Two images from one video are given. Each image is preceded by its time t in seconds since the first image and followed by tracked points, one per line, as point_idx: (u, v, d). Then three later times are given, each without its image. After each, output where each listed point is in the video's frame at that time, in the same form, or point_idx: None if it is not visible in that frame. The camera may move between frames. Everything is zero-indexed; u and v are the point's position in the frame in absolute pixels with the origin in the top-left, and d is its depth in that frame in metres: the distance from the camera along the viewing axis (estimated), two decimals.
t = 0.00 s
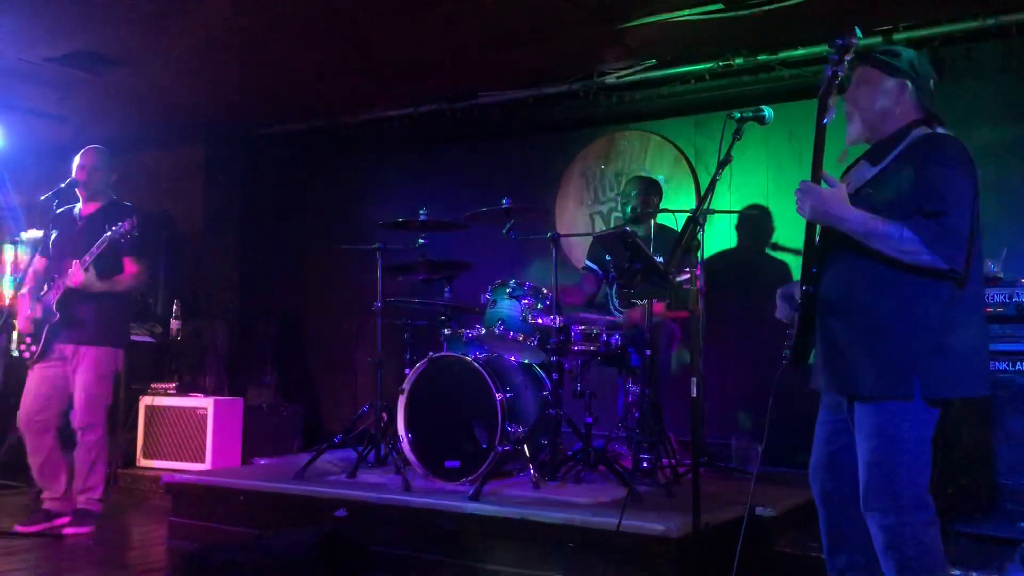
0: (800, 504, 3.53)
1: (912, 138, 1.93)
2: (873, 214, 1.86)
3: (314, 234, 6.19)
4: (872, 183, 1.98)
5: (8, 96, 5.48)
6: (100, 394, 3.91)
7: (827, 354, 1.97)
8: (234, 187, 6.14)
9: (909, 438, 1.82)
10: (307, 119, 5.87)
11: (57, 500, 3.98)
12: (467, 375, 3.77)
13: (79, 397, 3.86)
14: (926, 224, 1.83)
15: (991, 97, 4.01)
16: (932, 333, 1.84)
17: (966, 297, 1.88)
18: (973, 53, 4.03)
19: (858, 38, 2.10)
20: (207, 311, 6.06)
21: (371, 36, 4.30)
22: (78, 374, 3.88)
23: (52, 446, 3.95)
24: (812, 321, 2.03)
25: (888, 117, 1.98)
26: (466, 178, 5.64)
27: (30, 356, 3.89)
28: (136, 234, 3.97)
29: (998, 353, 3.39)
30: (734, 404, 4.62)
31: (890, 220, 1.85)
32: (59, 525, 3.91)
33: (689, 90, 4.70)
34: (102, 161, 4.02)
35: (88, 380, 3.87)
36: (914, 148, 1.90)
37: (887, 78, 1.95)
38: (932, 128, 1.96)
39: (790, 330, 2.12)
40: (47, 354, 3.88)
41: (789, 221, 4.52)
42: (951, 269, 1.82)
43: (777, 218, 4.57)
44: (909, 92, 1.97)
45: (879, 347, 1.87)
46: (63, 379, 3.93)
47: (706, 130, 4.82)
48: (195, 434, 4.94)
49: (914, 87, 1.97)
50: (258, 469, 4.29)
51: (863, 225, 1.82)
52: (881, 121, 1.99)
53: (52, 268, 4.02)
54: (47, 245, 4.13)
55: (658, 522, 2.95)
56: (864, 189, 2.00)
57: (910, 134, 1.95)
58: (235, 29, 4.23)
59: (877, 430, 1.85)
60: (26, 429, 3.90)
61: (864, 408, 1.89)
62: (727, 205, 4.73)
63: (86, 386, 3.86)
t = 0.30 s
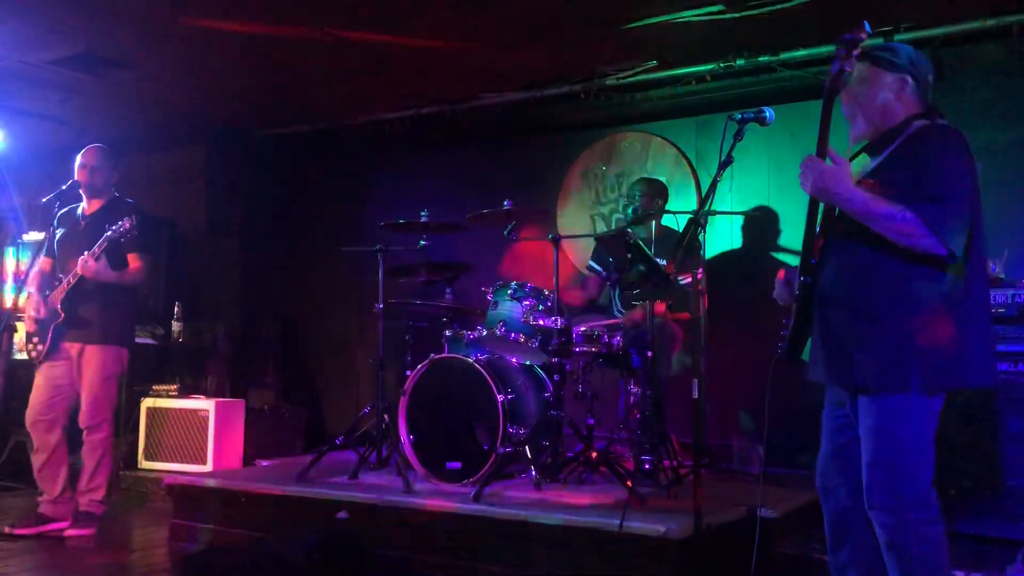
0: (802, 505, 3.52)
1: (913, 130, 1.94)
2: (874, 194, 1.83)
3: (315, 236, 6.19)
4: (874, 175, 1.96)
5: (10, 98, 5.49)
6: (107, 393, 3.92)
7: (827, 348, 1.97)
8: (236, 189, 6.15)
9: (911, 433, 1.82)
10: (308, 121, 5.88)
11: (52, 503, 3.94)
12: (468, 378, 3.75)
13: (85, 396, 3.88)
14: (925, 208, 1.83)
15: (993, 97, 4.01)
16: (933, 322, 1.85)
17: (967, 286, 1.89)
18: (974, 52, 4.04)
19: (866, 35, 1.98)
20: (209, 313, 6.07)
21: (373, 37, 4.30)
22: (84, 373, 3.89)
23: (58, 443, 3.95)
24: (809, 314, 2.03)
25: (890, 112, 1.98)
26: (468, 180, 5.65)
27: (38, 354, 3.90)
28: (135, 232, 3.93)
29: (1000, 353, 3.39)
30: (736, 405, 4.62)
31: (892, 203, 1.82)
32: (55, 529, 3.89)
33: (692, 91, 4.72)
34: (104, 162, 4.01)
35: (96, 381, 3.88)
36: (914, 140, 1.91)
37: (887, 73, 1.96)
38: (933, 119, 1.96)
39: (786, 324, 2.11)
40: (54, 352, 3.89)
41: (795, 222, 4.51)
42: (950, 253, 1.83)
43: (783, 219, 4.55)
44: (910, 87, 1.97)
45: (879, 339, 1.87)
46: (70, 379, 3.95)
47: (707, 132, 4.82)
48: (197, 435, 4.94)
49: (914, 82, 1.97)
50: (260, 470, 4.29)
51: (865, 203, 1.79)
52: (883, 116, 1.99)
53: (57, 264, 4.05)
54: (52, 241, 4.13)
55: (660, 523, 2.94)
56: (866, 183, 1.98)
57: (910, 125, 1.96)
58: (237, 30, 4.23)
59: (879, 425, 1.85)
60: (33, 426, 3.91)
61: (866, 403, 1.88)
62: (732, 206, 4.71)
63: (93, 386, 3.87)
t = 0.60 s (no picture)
0: (804, 506, 3.52)
1: (918, 136, 1.93)
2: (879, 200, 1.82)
3: (317, 237, 6.20)
4: (877, 181, 1.95)
5: (12, 100, 5.50)
6: (105, 396, 3.91)
7: (832, 353, 1.98)
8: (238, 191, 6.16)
9: (914, 437, 1.82)
10: (310, 123, 5.88)
11: (55, 505, 3.95)
12: (468, 381, 3.75)
13: (84, 398, 3.87)
14: (926, 217, 1.85)
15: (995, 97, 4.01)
16: (937, 327, 1.84)
17: (971, 295, 1.88)
18: (976, 53, 4.04)
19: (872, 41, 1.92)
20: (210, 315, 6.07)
21: (374, 39, 4.31)
22: (85, 376, 3.89)
23: (57, 446, 3.95)
24: (815, 319, 2.05)
25: (893, 117, 1.98)
26: (469, 181, 5.65)
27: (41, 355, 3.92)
28: (140, 238, 3.93)
29: (1002, 354, 3.39)
30: (738, 406, 4.61)
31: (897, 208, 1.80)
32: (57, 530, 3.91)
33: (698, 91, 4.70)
34: (106, 163, 4.02)
35: (96, 384, 3.88)
36: (918, 146, 1.90)
37: (890, 77, 1.96)
38: (936, 125, 1.97)
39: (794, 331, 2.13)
40: (56, 354, 3.91)
41: (796, 223, 4.51)
42: (952, 262, 1.83)
43: (784, 220, 4.55)
44: (912, 91, 1.98)
45: (883, 344, 1.87)
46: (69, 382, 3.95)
47: (709, 133, 4.81)
48: (198, 437, 4.95)
49: (916, 87, 1.98)
50: (263, 472, 4.30)
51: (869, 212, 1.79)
52: (886, 121, 1.99)
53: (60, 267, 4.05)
54: (55, 243, 4.13)
55: (661, 525, 2.93)
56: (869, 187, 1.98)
57: (916, 131, 1.95)
58: (237, 32, 4.24)
59: (883, 429, 1.85)
60: (33, 428, 3.91)
61: (869, 407, 1.88)
62: (732, 208, 4.72)
63: (92, 388, 3.87)
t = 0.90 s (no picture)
0: (807, 508, 3.52)
1: (920, 135, 1.93)
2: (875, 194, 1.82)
3: (318, 238, 6.20)
4: (880, 179, 1.95)
5: (14, 102, 5.51)
6: (102, 403, 3.89)
7: (832, 354, 1.99)
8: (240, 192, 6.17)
9: (915, 437, 1.82)
10: (310, 124, 5.88)
11: (57, 508, 3.96)
12: (468, 383, 3.75)
13: (81, 405, 3.87)
14: (925, 209, 1.82)
15: (997, 98, 4.00)
16: (934, 326, 1.84)
17: (966, 291, 1.88)
18: (977, 53, 4.04)
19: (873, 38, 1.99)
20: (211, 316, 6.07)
21: (376, 40, 4.31)
22: (81, 382, 3.88)
23: (52, 451, 3.95)
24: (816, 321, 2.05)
25: (896, 116, 1.98)
26: (471, 183, 5.65)
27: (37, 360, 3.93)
28: (145, 248, 3.93)
29: (1004, 355, 3.39)
30: (740, 408, 4.61)
31: (894, 204, 1.79)
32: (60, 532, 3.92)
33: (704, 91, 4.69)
34: (110, 166, 4.02)
35: (93, 390, 3.87)
36: (918, 145, 1.91)
37: (894, 76, 1.96)
38: (938, 124, 1.96)
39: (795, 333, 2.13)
40: (52, 359, 3.92)
41: (797, 224, 4.51)
42: (943, 255, 1.81)
43: (785, 220, 4.55)
44: (916, 91, 1.98)
45: (882, 343, 1.87)
46: (65, 387, 3.95)
47: (711, 134, 4.82)
48: (200, 438, 4.95)
49: (919, 86, 1.98)
50: (265, 473, 4.30)
51: (865, 204, 1.78)
52: (888, 120, 1.99)
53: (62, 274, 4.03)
54: (57, 246, 4.13)
55: (663, 525, 2.93)
56: (871, 186, 1.97)
57: (918, 130, 1.95)
58: (239, 34, 4.24)
59: (885, 429, 1.84)
60: (28, 433, 3.92)
61: (870, 407, 1.89)
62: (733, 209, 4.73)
63: (89, 395, 3.86)
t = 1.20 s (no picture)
0: (809, 509, 3.51)
1: (919, 133, 1.93)
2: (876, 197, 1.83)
3: (320, 239, 6.20)
4: (880, 179, 1.95)
5: (16, 102, 5.51)
6: (108, 398, 3.91)
7: (834, 352, 1.98)
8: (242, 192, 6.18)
9: (919, 436, 1.82)
10: (312, 124, 5.88)
11: (60, 506, 3.95)
12: (469, 383, 3.75)
13: (87, 401, 3.88)
14: (925, 210, 1.82)
15: (1000, 98, 4.00)
16: (937, 325, 1.84)
17: (970, 289, 1.88)
18: (980, 54, 4.03)
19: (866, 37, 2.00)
20: (214, 316, 6.07)
21: (377, 40, 4.31)
22: (87, 378, 3.89)
23: (57, 447, 3.94)
24: (818, 321, 2.04)
25: (894, 115, 1.98)
26: (473, 183, 5.65)
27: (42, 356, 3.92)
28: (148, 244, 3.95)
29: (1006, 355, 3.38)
30: (742, 408, 4.61)
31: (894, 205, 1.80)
32: (61, 531, 3.93)
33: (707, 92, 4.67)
34: (113, 167, 4.03)
35: (99, 386, 3.88)
36: (918, 144, 1.90)
37: (891, 76, 1.96)
38: (936, 121, 1.96)
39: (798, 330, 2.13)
40: (57, 355, 3.92)
41: (798, 224, 4.50)
42: (948, 252, 1.81)
43: (786, 222, 4.55)
44: (913, 90, 1.98)
45: (887, 342, 1.87)
46: (71, 383, 3.96)
47: (712, 135, 4.81)
48: (202, 438, 4.95)
49: (917, 86, 1.98)
50: (267, 473, 4.30)
51: (865, 207, 1.79)
52: (887, 120, 1.99)
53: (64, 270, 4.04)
54: (59, 244, 4.13)
55: (665, 526, 2.93)
56: (872, 186, 1.97)
57: (914, 129, 1.95)
58: (241, 35, 4.24)
59: (887, 429, 1.84)
60: (33, 429, 3.91)
61: (873, 406, 1.89)
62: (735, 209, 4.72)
63: (94, 389, 3.88)
